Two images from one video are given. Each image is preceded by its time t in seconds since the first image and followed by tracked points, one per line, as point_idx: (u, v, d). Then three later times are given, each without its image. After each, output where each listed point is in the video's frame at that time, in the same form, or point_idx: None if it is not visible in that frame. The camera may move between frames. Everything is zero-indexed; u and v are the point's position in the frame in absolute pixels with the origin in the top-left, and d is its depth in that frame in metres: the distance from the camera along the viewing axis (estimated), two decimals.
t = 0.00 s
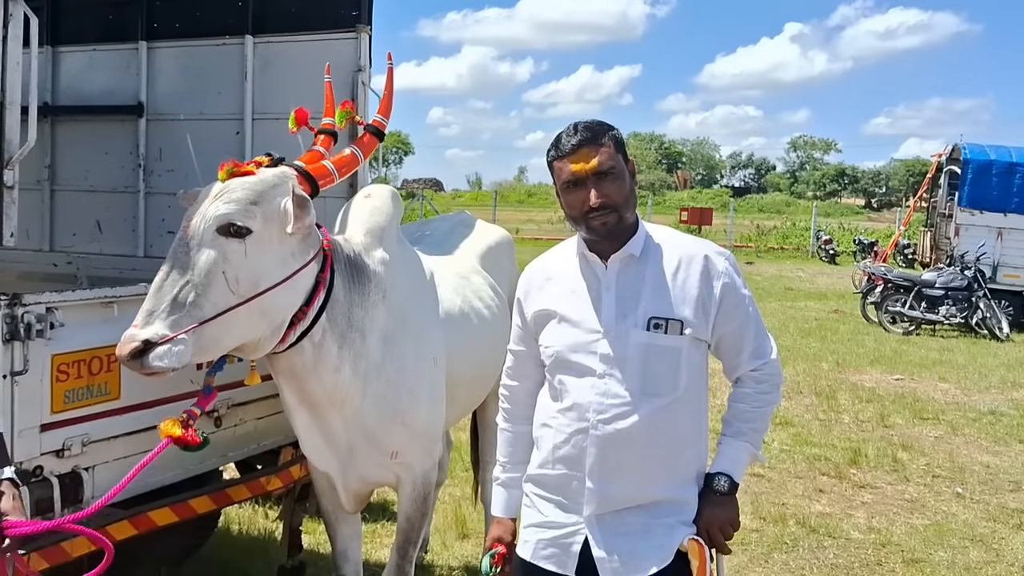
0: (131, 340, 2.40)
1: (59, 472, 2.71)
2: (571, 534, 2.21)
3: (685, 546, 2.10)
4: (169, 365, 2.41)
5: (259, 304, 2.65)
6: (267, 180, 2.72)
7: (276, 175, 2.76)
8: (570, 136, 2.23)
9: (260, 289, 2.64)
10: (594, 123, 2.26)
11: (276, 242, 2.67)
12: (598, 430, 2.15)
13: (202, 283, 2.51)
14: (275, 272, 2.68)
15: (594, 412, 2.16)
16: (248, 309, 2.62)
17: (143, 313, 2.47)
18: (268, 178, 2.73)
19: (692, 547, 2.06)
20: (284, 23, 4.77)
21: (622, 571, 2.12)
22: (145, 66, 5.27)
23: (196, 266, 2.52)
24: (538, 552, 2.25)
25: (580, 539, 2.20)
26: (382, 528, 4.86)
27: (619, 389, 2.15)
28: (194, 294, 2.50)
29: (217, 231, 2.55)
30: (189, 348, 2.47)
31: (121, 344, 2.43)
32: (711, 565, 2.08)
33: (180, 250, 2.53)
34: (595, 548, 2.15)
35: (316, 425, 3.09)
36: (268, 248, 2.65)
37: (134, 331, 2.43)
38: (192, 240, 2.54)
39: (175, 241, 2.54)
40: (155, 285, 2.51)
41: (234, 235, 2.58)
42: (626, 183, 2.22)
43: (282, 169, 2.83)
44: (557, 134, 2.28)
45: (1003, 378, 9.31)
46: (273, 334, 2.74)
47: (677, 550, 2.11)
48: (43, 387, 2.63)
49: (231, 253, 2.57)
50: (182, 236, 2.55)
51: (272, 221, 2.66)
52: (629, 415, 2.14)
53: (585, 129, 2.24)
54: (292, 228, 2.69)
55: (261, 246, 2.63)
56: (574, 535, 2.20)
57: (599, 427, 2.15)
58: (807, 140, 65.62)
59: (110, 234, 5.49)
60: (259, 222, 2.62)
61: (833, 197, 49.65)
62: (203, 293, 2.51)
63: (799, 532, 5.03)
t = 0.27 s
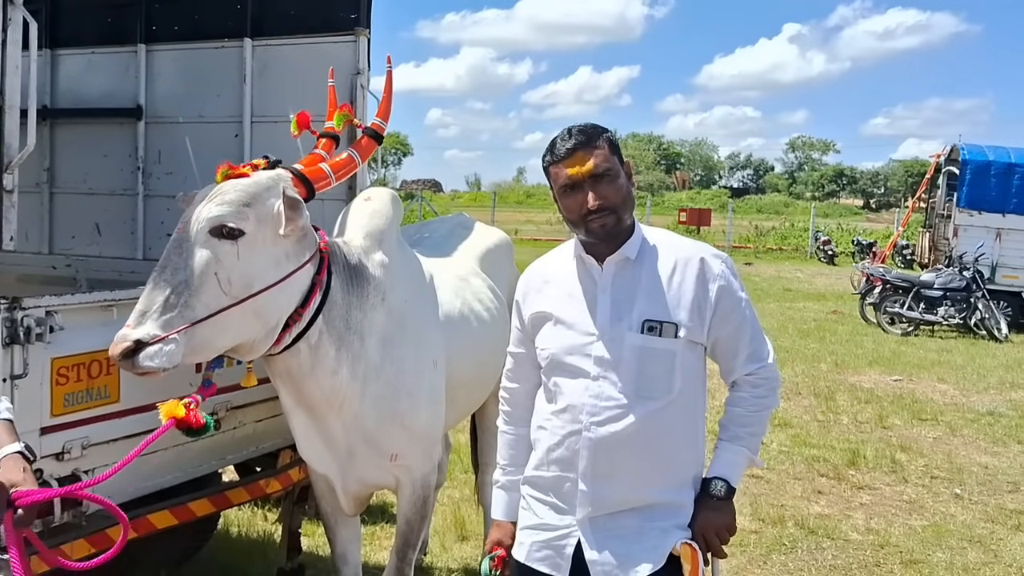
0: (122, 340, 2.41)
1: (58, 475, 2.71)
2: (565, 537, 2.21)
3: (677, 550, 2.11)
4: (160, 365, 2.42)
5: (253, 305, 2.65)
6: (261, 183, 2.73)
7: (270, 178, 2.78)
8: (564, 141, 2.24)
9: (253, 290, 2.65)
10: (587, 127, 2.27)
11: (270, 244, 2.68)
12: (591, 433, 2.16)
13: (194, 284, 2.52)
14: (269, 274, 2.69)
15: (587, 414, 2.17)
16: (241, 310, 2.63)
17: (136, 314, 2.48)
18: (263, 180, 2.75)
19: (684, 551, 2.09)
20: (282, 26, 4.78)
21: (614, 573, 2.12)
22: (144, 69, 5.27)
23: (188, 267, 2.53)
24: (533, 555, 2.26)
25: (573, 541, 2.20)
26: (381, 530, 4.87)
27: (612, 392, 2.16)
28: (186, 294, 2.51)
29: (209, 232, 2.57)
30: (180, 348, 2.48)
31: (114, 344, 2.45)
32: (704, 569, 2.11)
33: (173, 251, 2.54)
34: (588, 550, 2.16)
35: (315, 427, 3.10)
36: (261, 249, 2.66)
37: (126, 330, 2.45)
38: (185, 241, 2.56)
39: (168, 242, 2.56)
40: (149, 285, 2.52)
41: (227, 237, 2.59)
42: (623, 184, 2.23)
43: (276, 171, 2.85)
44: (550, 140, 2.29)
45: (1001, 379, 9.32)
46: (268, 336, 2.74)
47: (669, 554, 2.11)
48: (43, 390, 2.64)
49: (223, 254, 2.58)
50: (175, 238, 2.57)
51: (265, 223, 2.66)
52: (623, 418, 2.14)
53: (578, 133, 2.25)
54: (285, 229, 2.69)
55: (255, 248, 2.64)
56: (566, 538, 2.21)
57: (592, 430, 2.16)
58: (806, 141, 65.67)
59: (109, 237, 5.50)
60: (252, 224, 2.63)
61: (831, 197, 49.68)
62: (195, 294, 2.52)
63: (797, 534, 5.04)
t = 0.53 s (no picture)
0: (117, 340, 2.41)
1: (57, 477, 2.71)
2: (560, 537, 2.22)
3: (672, 550, 2.10)
4: (154, 365, 2.42)
5: (248, 305, 2.65)
6: (256, 183, 2.73)
7: (265, 178, 2.78)
8: (565, 138, 2.24)
9: (248, 290, 2.65)
10: (590, 127, 2.26)
11: (264, 244, 2.68)
12: (583, 433, 2.17)
13: (189, 284, 2.53)
14: (264, 274, 2.68)
15: (580, 414, 2.18)
16: (237, 310, 2.63)
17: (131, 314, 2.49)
18: (257, 180, 2.75)
19: (679, 552, 2.08)
20: (281, 27, 4.77)
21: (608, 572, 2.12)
22: (143, 70, 5.27)
23: (182, 267, 2.53)
24: (529, 555, 2.26)
25: (568, 541, 2.20)
26: (381, 530, 4.87)
27: (604, 391, 2.16)
28: (181, 294, 2.51)
29: (203, 232, 2.57)
30: (175, 348, 2.48)
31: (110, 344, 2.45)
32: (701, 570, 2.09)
33: (168, 252, 2.55)
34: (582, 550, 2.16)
35: (313, 428, 3.09)
36: (256, 249, 2.65)
37: (121, 330, 2.45)
38: (179, 241, 2.56)
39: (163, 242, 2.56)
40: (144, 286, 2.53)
41: (221, 237, 2.59)
42: (616, 189, 2.23)
43: (270, 171, 2.86)
44: (553, 135, 2.29)
45: (1001, 379, 9.32)
46: (264, 336, 2.74)
47: (663, 554, 2.11)
48: (41, 392, 2.64)
49: (218, 254, 2.58)
50: (170, 238, 2.57)
51: (259, 223, 2.66)
52: (615, 417, 2.14)
53: (580, 131, 2.24)
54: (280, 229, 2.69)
55: (250, 248, 2.64)
56: (562, 538, 2.21)
57: (585, 430, 2.17)
58: (805, 141, 65.69)
59: (108, 238, 5.50)
60: (246, 224, 2.63)
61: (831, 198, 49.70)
62: (189, 294, 2.52)
63: (798, 534, 5.04)
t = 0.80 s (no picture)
0: (118, 341, 2.41)
1: (59, 478, 2.70)
2: (559, 539, 2.21)
3: (671, 559, 2.10)
4: (154, 366, 2.41)
5: (249, 306, 2.64)
6: (257, 183, 2.72)
7: (266, 178, 2.77)
8: (567, 138, 2.23)
9: (249, 290, 2.64)
10: (591, 127, 2.25)
11: (265, 245, 2.67)
12: (583, 434, 2.16)
13: (189, 284, 2.52)
14: (265, 274, 2.68)
15: (580, 414, 2.17)
16: (238, 310, 2.62)
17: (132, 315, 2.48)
18: (258, 180, 2.73)
19: (679, 561, 2.07)
20: (283, 27, 4.77)
21: None
22: (144, 70, 5.27)
23: (184, 268, 2.53)
24: (528, 558, 2.25)
25: (567, 544, 2.20)
26: (383, 531, 4.86)
27: (604, 392, 2.15)
28: (181, 295, 2.50)
29: (204, 233, 2.56)
30: (175, 349, 2.48)
31: (111, 345, 2.45)
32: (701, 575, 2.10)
33: (169, 252, 2.54)
34: (582, 553, 2.16)
35: (316, 429, 3.09)
36: (257, 250, 2.65)
37: (122, 331, 2.45)
38: (180, 241, 2.55)
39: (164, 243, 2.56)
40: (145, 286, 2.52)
41: (222, 237, 2.58)
42: (619, 189, 2.22)
43: (273, 171, 2.85)
44: (554, 135, 2.28)
45: (1003, 379, 9.31)
46: (265, 337, 2.74)
47: (664, 560, 2.10)
48: (43, 393, 2.63)
49: (218, 255, 2.57)
50: (171, 238, 2.57)
51: (260, 223, 2.65)
52: (615, 419, 2.14)
53: (582, 131, 2.23)
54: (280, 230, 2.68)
55: (250, 248, 2.63)
56: (562, 540, 2.21)
57: (584, 431, 2.16)
58: (806, 142, 65.66)
59: (110, 238, 5.49)
60: (247, 224, 2.62)
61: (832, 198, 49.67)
62: (190, 295, 2.52)
63: (800, 535, 5.03)
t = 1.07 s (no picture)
0: (119, 343, 2.41)
1: (62, 480, 2.71)
2: (564, 542, 2.20)
3: (677, 558, 2.10)
4: (155, 369, 2.42)
5: (250, 309, 2.65)
6: (258, 185, 2.73)
7: (268, 181, 2.77)
8: (570, 140, 2.23)
9: (250, 293, 2.64)
10: (594, 129, 2.25)
11: (267, 247, 2.67)
12: (586, 438, 2.16)
13: (190, 287, 2.52)
14: (266, 277, 2.68)
15: (582, 419, 2.18)
16: (238, 313, 2.62)
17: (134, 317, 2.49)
18: (259, 183, 2.73)
19: (684, 560, 2.08)
20: (285, 29, 4.78)
21: None
22: (147, 72, 5.28)
23: (185, 270, 2.53)
24: (532, 560, 2.25)
25: (571, 547, 2.19)
26: (385, 533, 4.86)
27: (606, 396, 2.16)
28: (182, 298, 2.51)
29: (205, 236, 2.56)
30: (176, 352, 2.48)
31: (113, 348, 2.45)
32: None
33: (170, 255, 2.54)
34: (586, 556, 2.16)
35: (318, 430, 3.09)
36: (257, 252, 2.65)
37: (124, 333, 2.45)
38: (182, 244, 2.56)
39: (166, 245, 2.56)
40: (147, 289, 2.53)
41: (223, 240, 2.58)
42: (621, 192, 2.22)
43: (275, 174, 2.85)
44: (557, 137, 2.28)
45: (1004, 381, 9.31)
46: (266, 339, 2.74)
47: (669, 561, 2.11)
48: (47, 394, 2.63)
49: (219, 258, 2.57)
50: (172, 241, 2.57)
51: (261, 226, 2.66)
52: (617, 423, 2.14)
53: (585, 133, 2.23)
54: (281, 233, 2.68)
55: (251, 251, 2.63)
56: (565, 543, 2.20)
57: (587, 435, 2.17)
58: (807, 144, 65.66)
59: (112, 240, 5.49)
60: (248, 227, 2.62)
61: (833, 200, 49.67)
62: (191, 298, 2.52)
63: (802, 537, 5.03)
